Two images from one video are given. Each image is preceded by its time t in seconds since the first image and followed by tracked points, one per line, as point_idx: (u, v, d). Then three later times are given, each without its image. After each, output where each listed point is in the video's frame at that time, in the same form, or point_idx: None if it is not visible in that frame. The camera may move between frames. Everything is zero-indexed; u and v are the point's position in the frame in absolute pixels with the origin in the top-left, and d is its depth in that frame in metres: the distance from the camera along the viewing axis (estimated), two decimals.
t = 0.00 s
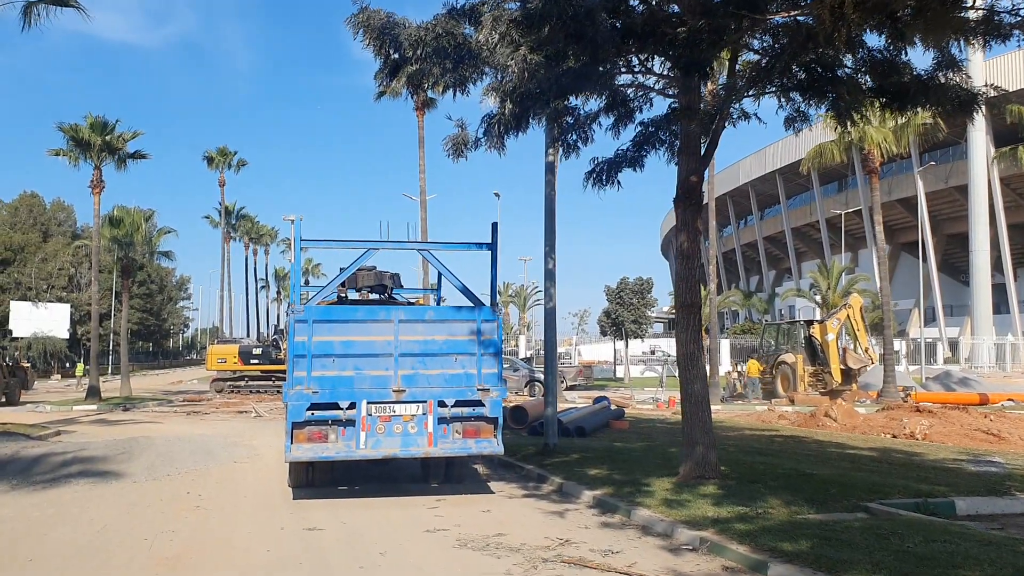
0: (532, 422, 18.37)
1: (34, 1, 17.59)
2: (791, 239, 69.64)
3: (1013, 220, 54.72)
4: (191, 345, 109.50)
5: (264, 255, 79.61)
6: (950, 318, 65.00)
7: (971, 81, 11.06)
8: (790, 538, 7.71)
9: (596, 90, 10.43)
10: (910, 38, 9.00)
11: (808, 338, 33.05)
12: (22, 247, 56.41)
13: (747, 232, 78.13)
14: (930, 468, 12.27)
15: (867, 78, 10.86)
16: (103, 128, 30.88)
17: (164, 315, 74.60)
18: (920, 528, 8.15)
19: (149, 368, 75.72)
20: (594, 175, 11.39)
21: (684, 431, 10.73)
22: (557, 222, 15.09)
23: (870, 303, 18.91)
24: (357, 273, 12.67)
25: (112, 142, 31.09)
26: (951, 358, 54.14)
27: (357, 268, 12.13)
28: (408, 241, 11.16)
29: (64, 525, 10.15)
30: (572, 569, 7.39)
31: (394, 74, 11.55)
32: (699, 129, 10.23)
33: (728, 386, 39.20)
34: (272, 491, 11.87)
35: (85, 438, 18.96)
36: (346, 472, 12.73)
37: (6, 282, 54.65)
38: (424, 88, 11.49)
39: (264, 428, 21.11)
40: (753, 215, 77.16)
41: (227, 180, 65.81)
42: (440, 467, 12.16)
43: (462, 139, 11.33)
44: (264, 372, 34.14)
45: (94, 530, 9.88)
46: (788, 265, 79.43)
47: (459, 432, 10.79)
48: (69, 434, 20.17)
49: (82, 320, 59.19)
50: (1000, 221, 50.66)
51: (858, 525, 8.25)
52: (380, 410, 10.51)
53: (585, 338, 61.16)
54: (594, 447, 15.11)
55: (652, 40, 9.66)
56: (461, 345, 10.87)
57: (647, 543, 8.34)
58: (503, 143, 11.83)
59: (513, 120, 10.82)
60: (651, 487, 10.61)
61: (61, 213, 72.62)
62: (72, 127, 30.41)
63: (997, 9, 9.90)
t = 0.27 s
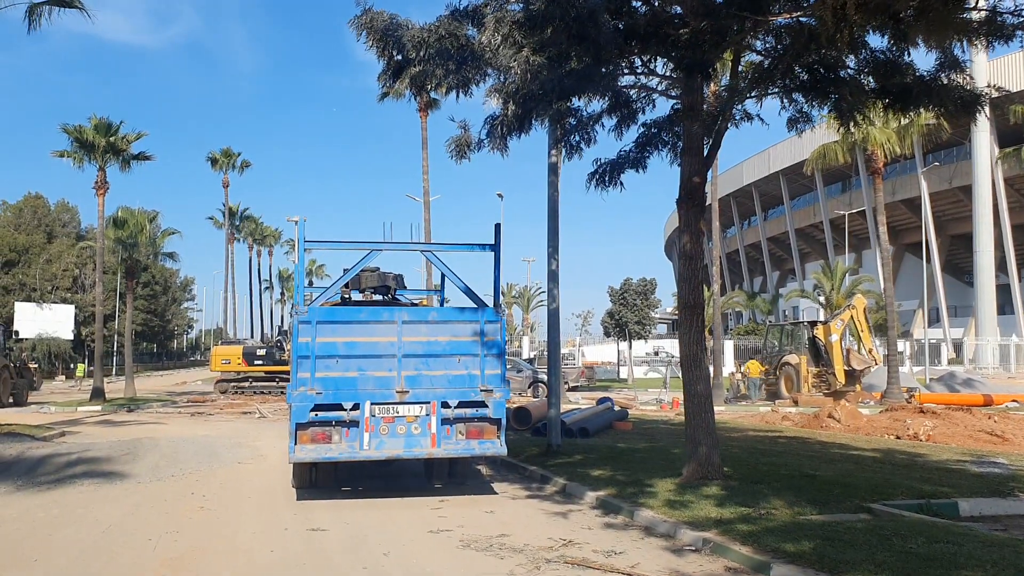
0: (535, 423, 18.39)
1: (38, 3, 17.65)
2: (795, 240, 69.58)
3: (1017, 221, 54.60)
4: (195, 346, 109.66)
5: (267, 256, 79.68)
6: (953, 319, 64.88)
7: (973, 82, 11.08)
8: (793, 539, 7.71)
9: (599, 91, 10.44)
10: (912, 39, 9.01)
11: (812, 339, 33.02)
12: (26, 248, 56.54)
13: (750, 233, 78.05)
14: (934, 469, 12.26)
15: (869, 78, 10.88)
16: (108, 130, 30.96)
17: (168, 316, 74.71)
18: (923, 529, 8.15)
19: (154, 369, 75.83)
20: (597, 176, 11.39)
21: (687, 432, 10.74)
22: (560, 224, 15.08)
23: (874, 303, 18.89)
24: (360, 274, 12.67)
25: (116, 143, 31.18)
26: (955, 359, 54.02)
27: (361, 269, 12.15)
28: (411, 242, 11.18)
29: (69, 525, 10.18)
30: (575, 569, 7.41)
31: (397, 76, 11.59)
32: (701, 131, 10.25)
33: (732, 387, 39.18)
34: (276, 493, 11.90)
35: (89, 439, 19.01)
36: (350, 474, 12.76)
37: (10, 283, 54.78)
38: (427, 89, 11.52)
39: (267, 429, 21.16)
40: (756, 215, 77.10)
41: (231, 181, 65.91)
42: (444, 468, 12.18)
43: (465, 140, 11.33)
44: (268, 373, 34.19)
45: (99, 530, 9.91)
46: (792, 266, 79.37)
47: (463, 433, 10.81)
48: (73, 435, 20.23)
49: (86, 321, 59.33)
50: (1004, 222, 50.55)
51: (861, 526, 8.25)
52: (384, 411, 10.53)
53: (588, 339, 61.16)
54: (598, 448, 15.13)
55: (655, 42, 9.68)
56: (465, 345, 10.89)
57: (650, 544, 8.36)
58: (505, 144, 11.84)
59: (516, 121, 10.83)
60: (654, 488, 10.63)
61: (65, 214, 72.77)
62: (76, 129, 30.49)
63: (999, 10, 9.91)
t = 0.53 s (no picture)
0: (535, 423, 18.41)
1: (38, 3, 17.66)
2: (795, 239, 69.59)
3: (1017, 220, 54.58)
4: (195, 346, 109.71)
5: (268, 256, 79.67)
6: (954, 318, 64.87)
7: (974, 81, 11.09)
8: (793, 537, 7.72)
9: (599, 92, 10.47)
10: (912, 39, 9.03)
11: (812, 338, 33.06)
12: (27, 247, 56.46)
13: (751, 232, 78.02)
14: (933, 469, 12.28)
15: (870, 78, 10.89)
16: (109, 129, 30.99)
17: (169, 315, 74.75)
18: (922, 528, 8.17)
19: (154, 369, 75.88)
20: (598, 175, 11.40)
21: (687, 431, 10.76)
22: (560, 223, 15.09)
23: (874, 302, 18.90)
24: (361, 274, 12.67)
25: (117, 142, 31.20)
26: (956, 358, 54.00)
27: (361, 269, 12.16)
28: (411, 241, 11.20)
29: (70, 525, 10.20)
30: (575, 568, 7.43)
31: (397, 76, 11.60)
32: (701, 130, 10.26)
33: (732, 386, 39.19)
34: (277, 492, 11.92)
35: (90, 438, 19.03)
36: (350, 473, 12.78)
37: (11, 282, 54.79)
38: (427, 89, 11.54)
39: (268, 428, 21.18)
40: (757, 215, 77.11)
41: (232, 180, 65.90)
42: (444, 467, 12.21)
43: (465, 140, 11.34)
44: (269, 372, 34.21)
45: (100, 530, 9.93)
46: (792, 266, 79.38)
47: (463, 432, 10.83)
48: (74, 434, 20.25)
49: (87, 320, 59.36)
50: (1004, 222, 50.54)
51: (861, 525, 8.24)
52: (384, 411, 10.55)
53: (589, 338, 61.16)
54: (598, 448, 15.15)
55: (655, 42, 9.69)
56: (465, 345, 10.91)
57: (650, 543, 8.37)
58: (506, 144, 11.85)
59: (516, 121, 10.86)
60: (654, 487, 10.64)
61: (66, 213, 72.79)
62: (77, 128, 30.52)
63: (999, 10, 9.94)
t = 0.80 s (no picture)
0: (537, 423, 18.43)
1: (40, 4, 17.69)
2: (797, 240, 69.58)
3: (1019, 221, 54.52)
4: (197, 346, 109.83)
5: (270, 256, 79.75)
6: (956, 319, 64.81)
7: (975, 81, 11.09)
8: (794, 538, 7.72)
9: (600, 92, 10.48)
10: (913, 40, 9.04)
11: (814, 339, 33.06)
12: (29, 248, 56.53)
13: (753, 233, 77.98)
14: (935, 469, 12.27)
15: (871, 79, 10.89)
16: (111, 130, 31.03)
17: (171, 316, 74.85)
18: (922, 529, 8.17)
19: (156, 369, 75.98)
20: (599, 176, 11.38)
21: (689, 432, 10.76)
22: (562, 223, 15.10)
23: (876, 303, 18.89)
24: (363, 275, 12.67)
25: (119, 143, 31.24)
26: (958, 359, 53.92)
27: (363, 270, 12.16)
28: (413, 242, 11.21)
29: (72, 525, 10.21)
30: (576, 569, 7.44)
31: (399, 76, 11.61)
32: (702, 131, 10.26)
33: (734, 387, 39.17)
34: (279, 492, 11.94)
35: (92, 438, 19.07)
36: (352, 474, 12.79)
37: (13, 283, 54.84)
38: (428, 90, 11.56)
39: (270, 429, 21.21)
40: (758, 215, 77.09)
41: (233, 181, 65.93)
42: (445, 468, 12.23)
43: (467, 141, 11.34)
44: (271, 372, 34.24)
45: (102, 530, 9.95)
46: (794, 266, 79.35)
47: (465, 433, 10.84)
48: (76, 434, 20.29)
49: (89, 321, 59.42)
50: (1006, 222, 50.48)
51: (862, 526, 8.24)
52: (386, 411, 10.56)
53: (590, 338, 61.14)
54: (600, 448, 15.17)
55: (657, 43, 9.70)
56: (466, 346, 10.92)
57: (651, 543, 8.38)
58: (508, 145, 11.86)
59: (518, 121, 10.86)
60: (655, 487, 10.65)
61: (68, 214, 72.89)
62: (80, 129, 30.56)
63: (1001, 11, 9.94)
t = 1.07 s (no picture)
0: (538, 424, 18.46)
1: (43, 5, 17.74)
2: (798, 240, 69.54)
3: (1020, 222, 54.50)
4: (199, 347, 109.99)
5: (271, 257, 79.78)
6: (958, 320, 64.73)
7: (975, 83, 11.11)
8: (794, 538, 7.74)
9: (601, 94, 10.49)
10: (914, 42, 9.04)
11: (815, 340, 33.11)
12: (31, 248, 56.59)
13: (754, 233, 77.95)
14: (935, 470, 12.29)
15: (871, 81, 10.93)
16: (113, 131, 31.08)
17: (172, 316, 74.94)
18: (922, 529, 8.19)
19: (157, 370, 76.05)
20: (599, 177, 11.38)
21: (689, 433, 10.78)
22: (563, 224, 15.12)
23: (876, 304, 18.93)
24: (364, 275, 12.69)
25: (121, 144, 31.29)
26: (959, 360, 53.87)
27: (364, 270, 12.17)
28: (414, 242, 11.23)
29: (74, 525, 10.25)
30: (576, 569, 7.46)
31: (400, 78, 11.64)
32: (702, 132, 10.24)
33: (735, 387, 39.13)
34: (279, 492, 11.97)
35: (94, 438, 19.11)
36: (353, 474, 12.84)
37: (15, 283, 54.90)
38: (429, 91, 11.59)
39: (272, 429, 21.26)
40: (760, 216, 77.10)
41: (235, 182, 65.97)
42: (446, 468, 12.26)
43: (468, 142, 11.34)
44: (272, 373, 34.29)
45: (104, 530, 9.98)
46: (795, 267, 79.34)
47: (465, 433, 10.87)
48: (78, 434, 20.34)
49: (91, 321, 59.47)
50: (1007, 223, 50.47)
51: (861, 526, 8.26)
52: (386, 412, 10.60)
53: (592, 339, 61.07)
54: (600, 449, 15.20)
55: (658, 47, 9.70)
56: (467, 346, 10.95)
57: (651, 544, 8.41)
58: (509, 146, 11.88)
59: (519, 123, 10.88)
60: (655, 488, 10.67)
61: (70, 214, 73.00)
62: (82, 129, 30.61)
63: (1001, 13, 9.96)
